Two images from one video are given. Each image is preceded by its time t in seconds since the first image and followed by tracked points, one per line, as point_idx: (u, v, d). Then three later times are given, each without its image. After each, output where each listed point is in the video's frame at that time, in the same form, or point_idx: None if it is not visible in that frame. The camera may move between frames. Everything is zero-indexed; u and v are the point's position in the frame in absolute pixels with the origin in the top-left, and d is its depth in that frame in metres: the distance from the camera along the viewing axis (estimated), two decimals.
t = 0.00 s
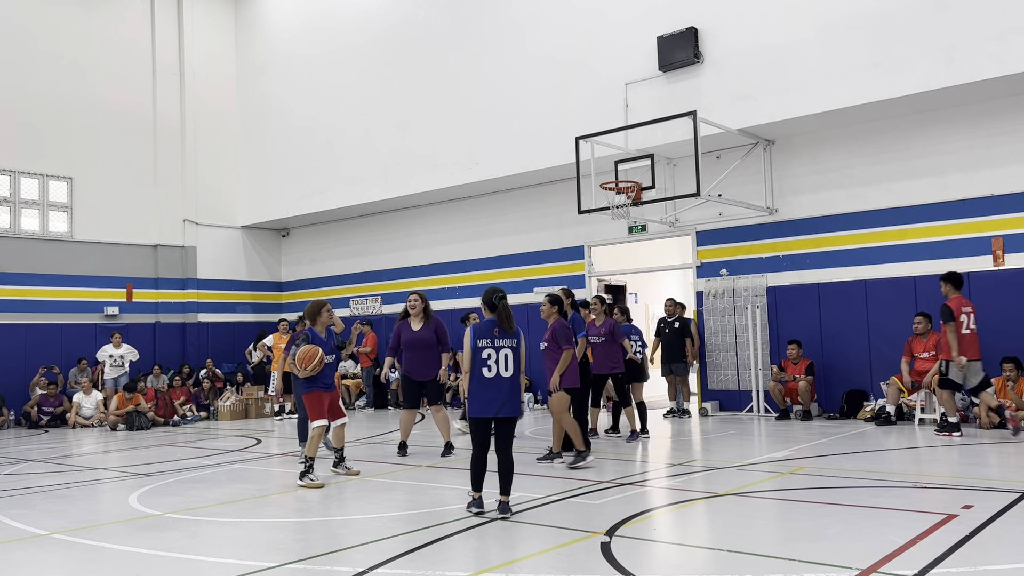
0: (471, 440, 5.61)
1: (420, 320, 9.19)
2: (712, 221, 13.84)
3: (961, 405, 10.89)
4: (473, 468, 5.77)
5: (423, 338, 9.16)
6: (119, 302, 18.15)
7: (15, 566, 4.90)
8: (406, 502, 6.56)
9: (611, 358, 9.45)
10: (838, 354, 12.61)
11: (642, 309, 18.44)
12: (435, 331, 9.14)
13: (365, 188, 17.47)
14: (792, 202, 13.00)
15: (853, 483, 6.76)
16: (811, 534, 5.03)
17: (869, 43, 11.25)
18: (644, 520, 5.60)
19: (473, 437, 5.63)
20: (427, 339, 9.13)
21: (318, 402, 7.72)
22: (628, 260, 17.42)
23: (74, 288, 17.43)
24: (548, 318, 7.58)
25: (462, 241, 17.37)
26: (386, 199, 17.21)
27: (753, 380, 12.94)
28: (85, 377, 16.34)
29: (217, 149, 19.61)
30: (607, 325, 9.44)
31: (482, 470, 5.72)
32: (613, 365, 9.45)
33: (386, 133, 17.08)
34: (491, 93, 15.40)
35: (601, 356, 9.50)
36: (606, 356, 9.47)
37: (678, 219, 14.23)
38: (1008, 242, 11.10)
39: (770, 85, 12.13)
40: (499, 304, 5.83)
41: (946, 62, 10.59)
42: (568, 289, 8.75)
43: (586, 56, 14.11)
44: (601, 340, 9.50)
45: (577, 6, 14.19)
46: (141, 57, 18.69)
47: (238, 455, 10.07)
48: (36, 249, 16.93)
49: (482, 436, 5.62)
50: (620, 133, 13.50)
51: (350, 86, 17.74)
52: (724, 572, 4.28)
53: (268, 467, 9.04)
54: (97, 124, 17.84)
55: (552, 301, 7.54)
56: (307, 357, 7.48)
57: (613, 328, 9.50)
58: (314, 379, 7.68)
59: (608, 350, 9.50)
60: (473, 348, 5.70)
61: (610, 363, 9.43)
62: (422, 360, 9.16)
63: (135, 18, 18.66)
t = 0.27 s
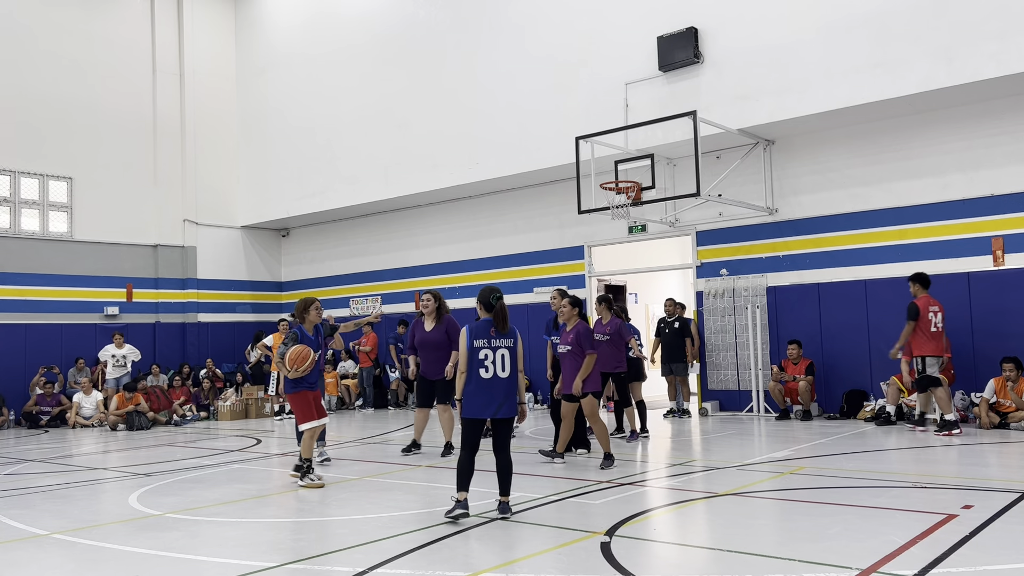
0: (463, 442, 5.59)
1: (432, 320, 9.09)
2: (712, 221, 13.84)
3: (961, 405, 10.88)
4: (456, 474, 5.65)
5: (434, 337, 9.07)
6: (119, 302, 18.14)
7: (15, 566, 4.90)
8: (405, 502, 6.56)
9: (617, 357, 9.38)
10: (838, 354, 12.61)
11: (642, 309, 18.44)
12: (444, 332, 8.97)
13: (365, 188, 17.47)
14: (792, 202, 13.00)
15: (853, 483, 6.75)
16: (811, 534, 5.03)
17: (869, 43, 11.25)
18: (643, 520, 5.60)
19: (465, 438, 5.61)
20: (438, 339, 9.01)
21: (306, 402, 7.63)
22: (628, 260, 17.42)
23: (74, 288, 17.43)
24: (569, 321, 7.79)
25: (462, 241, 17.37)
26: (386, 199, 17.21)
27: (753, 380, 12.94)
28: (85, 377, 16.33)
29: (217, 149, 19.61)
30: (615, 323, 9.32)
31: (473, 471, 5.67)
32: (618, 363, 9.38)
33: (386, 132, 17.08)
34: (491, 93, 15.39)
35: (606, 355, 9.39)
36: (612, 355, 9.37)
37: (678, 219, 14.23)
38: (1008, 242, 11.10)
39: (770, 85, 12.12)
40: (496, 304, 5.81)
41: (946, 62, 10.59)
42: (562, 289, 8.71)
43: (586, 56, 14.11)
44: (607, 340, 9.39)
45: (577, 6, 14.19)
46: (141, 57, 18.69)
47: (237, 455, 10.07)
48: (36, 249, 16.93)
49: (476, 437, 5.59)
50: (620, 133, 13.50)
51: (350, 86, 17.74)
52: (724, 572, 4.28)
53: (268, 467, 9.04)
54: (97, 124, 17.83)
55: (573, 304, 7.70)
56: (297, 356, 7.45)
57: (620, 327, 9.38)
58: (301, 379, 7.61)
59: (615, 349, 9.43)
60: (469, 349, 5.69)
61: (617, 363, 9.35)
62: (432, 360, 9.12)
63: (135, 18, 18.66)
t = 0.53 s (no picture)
0: (451, 447, 5.48)
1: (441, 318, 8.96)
2: (712, 221, 13.84)
3: (961, 405, 10.88)
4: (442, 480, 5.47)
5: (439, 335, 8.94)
6: (119, 302, 18.15)
7: (15, 566, 4.90)
8: (405, 502, 6.56)
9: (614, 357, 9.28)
10: (838, 354, 12.61)
11: (642, 309, 18.45)
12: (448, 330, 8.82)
13: (365, 188, 17.47)
14: (792, 202, 13.00)
15: (853, 483, 6.76)
16: (811, 534, 5.03)
17: (869, 43, 11.25)
18: (643, 520, 5.60)
19: (451, 444, 5.51)
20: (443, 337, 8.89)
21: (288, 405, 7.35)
22: (628, 260, 17.42)
23: (74, 288, 17.43)
24: (583, 319, 7.84)
25: (462, 241, 17.37)
26: (386, 199, 17.21)
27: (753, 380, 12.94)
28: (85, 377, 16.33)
29: (217, 149, 19.60)
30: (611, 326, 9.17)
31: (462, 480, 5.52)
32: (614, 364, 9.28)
33: (386, 132, 17.08)
34: (491, 93, 15.40)
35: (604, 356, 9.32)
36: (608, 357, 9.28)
37: (678, 219, 14.23)
38: (1008, 242, 11.11)
39: (770, 85, 12.13)
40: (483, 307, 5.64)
41: (946, 62, 10.59)
42: (558, 290, 8.67)
43: (586, 56, 14.11)
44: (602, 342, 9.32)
45: (577, 6, 14.20)
46: (141, 57, 18.69)
47: (238, 455, 10.07)
48: (36, 249, 16.93)
49: (463, 444, 5.49)
50: (620, 133, 13.50)
51: (350, 86, 17.74)
52: (724, 572, 4.28)
53: (268, 467, 9.04)
54: (97, 124, 17.83)
55: (587, 300, 7.75)
56: (278, 358, 7.13)
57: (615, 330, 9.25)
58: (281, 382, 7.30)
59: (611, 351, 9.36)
60: (453, 353, 5.57)
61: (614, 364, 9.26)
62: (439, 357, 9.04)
63: (135, 18, 18.66)
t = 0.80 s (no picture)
0: (445, 450, 5.41)
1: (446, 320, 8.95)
2: (712, 221, 13.84)
3: (961, 405, 10.88)
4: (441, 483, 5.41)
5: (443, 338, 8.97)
6: (119, 302, 18.15)
7: (14, 566, 4.90)
8: (405, 502, 6.56)
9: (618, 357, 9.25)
10: (838, 354, 12.61)
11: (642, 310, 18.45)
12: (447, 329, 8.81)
13: (365, 188, 17.47)
14: (792, 202, 13.00)
15: (853, 483, 6.75)
16: (811, 534, 5.03)
17: (869, 43, 11.25)
18: (643, 520, 5.60)
19: (445, 447, 5.45)
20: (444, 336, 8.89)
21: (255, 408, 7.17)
22: (628, 260, 17.41)
23: (74, 288, 17.44)
24: (583, 319, 7.81)
25: (462, 241, 17.37)
26: (386, 199, 17.21)
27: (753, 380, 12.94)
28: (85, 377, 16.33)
29: (217, 149, 19.60)
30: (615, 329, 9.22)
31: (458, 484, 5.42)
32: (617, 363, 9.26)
33: (386, 132, 17.08)
34: (491, 93, 15.39)
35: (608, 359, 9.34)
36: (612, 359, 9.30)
37: (678, 219, 14.23)
38: (1008, 242, 11.11)
39: (770, 85, 12.13)
40: (462, 303, 5.60)
41: (946, 62, 10.59)
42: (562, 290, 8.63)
43: (586, 56, 14.11)
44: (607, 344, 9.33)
45: (578, 6, 14.19)
46: (141, 57, 18.69)
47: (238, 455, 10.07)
48: (36, 249, 16.93)
49: (455, 444, 5.41)
50: (620, 133, 13.50)
51: (350, 86, 17.74)
52: (724, 572, 4.28)
53: (269, 467, 9.04)
54: (97, 124, 17.84)
55: (587, 301, 7.73)
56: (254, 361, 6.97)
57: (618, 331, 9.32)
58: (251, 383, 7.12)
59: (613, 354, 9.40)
60: (437, 351, 5.56)
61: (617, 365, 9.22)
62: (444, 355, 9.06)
63: (135, 18, 18.66)
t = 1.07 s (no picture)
0: (447, 450, 5.33)
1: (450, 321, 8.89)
2: (712, 221, 13.84)
3: (961, 405, 10.88)
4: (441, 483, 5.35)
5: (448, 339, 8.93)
6: (119, 302, 18.15)
7: (14, 566, 4.90)
8: (405, 502, 6.56)
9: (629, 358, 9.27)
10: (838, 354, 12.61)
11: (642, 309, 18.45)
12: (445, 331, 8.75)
13: (365, 188, 17.48)
14: (792, 202, 13.00)
15: (853, 483, 6.75)
16: (811, 534, 5.03)
17: (869, 43, 11.25)
18: (644, 520, 5.60)
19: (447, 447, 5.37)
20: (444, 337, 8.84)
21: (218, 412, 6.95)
22: (628, 260, 17.41)
23: (74, 288, 17.43)
24: (586, 317, 7.71)
25: (462, 241, 17.37)
26: (386, 199, 17.21)
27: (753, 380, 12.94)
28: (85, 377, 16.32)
29: (217, 149, 19.60)
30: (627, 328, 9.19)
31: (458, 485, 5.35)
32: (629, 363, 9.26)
33: (386, 132, 17.08)
34: (492, 93, 15.39)
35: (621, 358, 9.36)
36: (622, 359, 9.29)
37: (678, 219, 14.23)
38: (1008, 242, 11.11)
39: (770, 86, 12.13)
40: (462, 301, 5.55)
41: (946, 62, 10.59)
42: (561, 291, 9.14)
43: (586, 56, 14.11)
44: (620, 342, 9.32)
45: (578, 6, 14.19)
46: (141, 57, 18.69)
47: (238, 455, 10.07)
48: (36, 249, 16.93)
49: (458, 444, 5.34)
50: (620, 133, 13.50)
51: (350, 86, 17.74)
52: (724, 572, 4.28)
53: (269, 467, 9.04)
54: (97, 124, 17.83)
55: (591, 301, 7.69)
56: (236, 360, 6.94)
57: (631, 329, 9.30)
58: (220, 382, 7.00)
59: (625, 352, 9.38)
60: (440, 350, 5.51)
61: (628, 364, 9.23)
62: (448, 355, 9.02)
63: (135, 18, 18.66)
